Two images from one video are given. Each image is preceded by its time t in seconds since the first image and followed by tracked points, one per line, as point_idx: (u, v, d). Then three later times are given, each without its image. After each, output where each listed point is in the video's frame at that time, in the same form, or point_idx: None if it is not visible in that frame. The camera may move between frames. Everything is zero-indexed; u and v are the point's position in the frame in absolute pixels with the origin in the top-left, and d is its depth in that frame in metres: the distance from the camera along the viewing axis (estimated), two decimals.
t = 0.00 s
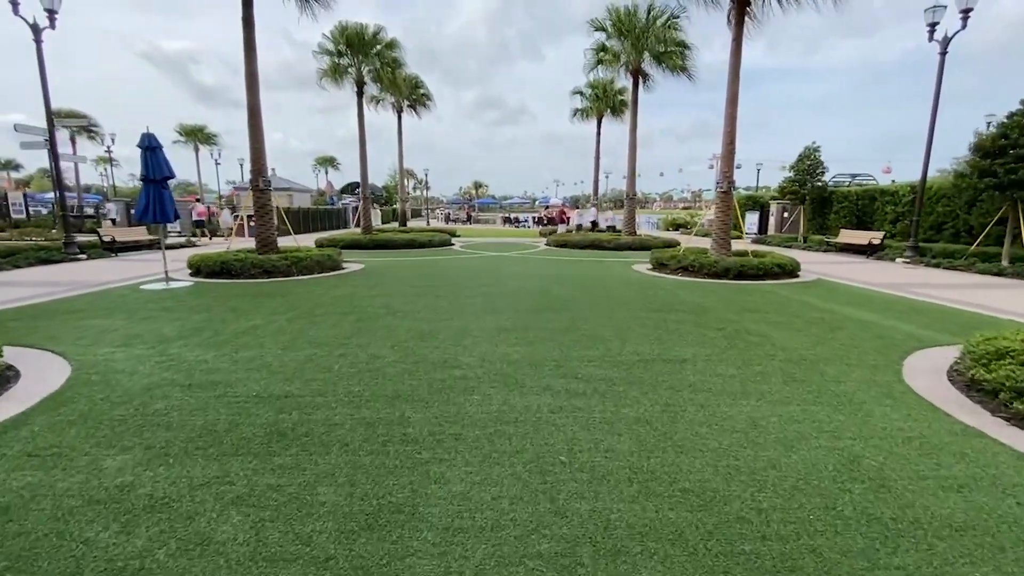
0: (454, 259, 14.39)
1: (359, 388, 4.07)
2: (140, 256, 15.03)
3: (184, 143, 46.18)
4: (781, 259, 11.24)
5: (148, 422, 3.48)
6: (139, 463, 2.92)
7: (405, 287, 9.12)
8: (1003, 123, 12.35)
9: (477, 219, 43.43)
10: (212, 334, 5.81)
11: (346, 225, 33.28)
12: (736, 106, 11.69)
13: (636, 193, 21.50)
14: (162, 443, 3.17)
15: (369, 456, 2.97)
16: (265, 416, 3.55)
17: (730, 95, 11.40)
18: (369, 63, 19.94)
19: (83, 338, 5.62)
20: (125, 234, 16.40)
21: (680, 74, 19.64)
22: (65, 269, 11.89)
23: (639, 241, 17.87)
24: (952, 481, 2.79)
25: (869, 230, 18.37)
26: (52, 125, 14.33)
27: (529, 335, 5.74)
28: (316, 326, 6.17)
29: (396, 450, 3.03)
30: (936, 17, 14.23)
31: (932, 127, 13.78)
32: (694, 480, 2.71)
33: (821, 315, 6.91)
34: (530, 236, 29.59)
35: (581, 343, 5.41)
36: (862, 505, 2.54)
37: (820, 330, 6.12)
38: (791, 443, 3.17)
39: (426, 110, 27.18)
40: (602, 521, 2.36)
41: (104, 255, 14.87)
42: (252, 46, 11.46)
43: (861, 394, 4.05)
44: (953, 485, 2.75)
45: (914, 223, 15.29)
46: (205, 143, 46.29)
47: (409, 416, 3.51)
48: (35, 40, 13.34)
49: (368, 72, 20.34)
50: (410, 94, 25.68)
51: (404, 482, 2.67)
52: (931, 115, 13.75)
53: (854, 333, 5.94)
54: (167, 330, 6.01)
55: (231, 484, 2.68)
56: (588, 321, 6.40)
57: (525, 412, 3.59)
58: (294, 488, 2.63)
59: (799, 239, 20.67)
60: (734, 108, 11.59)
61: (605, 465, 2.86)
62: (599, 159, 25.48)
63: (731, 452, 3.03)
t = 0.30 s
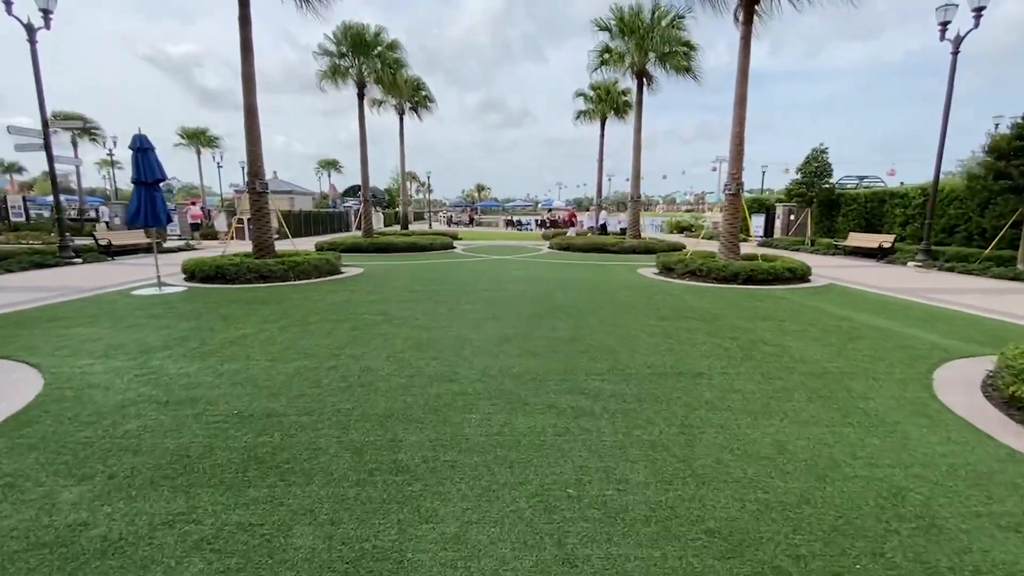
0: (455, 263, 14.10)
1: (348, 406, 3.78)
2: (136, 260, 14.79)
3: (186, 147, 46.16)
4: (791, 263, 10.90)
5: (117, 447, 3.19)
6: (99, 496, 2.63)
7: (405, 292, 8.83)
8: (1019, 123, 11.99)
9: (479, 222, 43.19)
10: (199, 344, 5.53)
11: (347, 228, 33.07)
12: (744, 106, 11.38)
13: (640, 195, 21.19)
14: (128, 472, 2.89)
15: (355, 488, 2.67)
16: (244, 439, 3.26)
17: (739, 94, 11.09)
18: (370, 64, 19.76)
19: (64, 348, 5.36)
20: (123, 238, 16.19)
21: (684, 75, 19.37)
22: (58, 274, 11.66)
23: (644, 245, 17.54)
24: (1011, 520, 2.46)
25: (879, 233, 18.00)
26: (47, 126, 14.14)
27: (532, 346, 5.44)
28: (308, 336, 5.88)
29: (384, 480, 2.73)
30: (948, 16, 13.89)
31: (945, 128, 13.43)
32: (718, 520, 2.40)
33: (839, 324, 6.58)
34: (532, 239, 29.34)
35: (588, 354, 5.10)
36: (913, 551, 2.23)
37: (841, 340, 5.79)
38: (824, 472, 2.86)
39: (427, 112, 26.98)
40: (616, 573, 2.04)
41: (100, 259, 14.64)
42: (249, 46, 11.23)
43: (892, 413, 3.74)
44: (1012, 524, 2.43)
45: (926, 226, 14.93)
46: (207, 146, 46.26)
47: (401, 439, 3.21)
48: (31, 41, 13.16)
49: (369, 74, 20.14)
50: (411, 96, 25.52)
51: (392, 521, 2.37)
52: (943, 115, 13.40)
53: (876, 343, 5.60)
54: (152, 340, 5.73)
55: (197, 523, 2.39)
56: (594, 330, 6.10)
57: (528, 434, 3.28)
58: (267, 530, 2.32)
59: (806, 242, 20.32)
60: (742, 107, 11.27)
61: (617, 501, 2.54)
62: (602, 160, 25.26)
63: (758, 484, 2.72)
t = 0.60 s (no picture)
0: (456, 266, 13.76)
1: (338, 425, 3.44)
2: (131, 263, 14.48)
3: (186, 148, 45.94)
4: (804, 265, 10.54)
5: (76, 476, 2.84)
6: (45, 539, 2.29)
7: (404, 296, 8.50)
8: None
9: (480, 223, 42.90)
10: (183, 353, 5.19)
11: (347, 230, 32.79)
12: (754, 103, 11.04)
13: (644, 196, 20.84)
14: (84, 507, 2.55)
15: (340, 528, 2.32)
16: (219, 465, 2.92)
17: (748, 91, 10.75)
18: (369, 63, 19.47)
19: (38, 358, 5.02)
20: (117, 240, 15.88)
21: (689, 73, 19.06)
22: (48, 277, 11.33)
23: (649, 247, 17.20)
24: None
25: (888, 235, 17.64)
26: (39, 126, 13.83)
27: (539, 355, 5.09)
28: (300, 344, 5.54)
29: (374, 518, 2.39)
30: (962, 11, 13.55)
31: (959, 126, 13.08)
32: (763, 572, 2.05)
33: (861, 330, 6.23)
34: (534, 240, 29.02)
35: (598, 365, 4.75)
36: None
37: (867, 348, 5.43)
38: (877, 508, 2.50)
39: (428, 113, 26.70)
40: None
41: (93, 262, 14.33)
42: (244, 43, 10.92)
43: (939, 433, 3.38)
44: None
45: (939, 227, 14.57)
46: (207, 148, 46.05)
47: (395, 466, 2.87)
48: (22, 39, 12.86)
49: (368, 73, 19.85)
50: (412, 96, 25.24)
51: (381, 572, 2.03)
52: (958, 114, 13.05)
53: (905, 353, 5.25)
54: (134, 348, 5.40)
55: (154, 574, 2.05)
56: (604, 337, 5.75)
57: (536, 460, 2.94)
58: None
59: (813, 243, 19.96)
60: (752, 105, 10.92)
61: (643, 544, 2.20)
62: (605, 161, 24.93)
63: (803, 523, 2.37)
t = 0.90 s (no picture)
0: (456, 269, 13.46)
1: (324, 452, 3.14)
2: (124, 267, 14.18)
3: (184, 150, 45.64)
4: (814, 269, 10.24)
5: (29, 516, 2.52)
6: None
7: (402, 303, 8.20)
8: None
9: (481, 225, 42.62)
10: (165, 367, 4.89)
11: (346, 232, 32.49)
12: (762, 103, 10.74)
13: (647, 198, 20.53)
14: (32, 555, 2.24)
15: None
16: (188, 503, 2.61)
17: (757, 90, 10.45)
18: (368, 63, 19.20)
19: (12, 373, 4.72)
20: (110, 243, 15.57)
21: (692, 73, 18.77)
22: (37, 282, 11.02)
23: (653, 249, 16.88)
24: None
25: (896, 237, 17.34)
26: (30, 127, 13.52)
27: (544, 368, 4.79)
28: (292, 356, 5.25)
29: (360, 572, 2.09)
30: (973, 9, 13.26)
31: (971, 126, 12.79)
32: None
33: (882, 340, 5.93)
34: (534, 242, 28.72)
35: (607, 379, 4.45)
36: None
37: (890, 360, 5.15)
38: (936, 558, 2.20)
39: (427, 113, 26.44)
40: None
41: (86, 266, 14.02)
42: (238, 41, 10.63)
43: (985, 462, 3.10)
44: None
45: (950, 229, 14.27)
46: (205, 150, 45.77)
47: (386, 504, 2.57)
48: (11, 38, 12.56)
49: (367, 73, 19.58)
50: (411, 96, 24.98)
51: None
52: (970, 114, 12.77)
53: (933, 366, 4.95)
54: (116, 361, 5.10)
55: None
56: (612, 348, 5.45)
57: (544, 497, 2.63)
58: None
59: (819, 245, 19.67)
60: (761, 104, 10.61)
61: None
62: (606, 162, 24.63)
63: None
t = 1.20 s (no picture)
0: (454, 271, 13.11)
1: (297, 478, 2.80)
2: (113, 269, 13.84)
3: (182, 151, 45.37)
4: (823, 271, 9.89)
5: None
6: None
7: (396, 306, 7.86)
8: None
9: (480, 225, 42.27)
10: (136, 377, 4.55)
11: (344, 232, 32.15)
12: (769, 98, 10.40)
13: (648, 198, 20.19)
14: None
15: None
16: (134, 542, 2.27)
17: (763, 85, 10.12)
18: (364, 61, 18.88)
19: None
20: (101, 244, 15.23)
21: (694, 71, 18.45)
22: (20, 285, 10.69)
23: (655, 250, 16.51)
24: None
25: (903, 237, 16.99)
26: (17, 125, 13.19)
27: (543, 379, 4.45)
28: (274, 364, 4.91)
29: None
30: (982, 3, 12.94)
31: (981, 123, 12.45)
32: None
33: (903, 346, 5.59)
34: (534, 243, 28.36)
35: (612, 391, 4.09)
36: None
37: (914, 369, 4.80)
38: None
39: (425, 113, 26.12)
40: None
41: (74, 268, 13.67)
42: (227, 36, 10.31)
43: None
44: None
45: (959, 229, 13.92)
46: (203, 151, 45.49)
47: (361, 545, 2.23)
48: None
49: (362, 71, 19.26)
50: (409, 95, 24.67)
51: None
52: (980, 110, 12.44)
53: (961, 375, 4.61)
54: (86, 370, 4.76)
55: None
56: (616, 355, 5.11)
57: (543, 535, 2.30)
58: None
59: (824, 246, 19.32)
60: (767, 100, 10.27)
61: None
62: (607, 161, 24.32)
63: None
